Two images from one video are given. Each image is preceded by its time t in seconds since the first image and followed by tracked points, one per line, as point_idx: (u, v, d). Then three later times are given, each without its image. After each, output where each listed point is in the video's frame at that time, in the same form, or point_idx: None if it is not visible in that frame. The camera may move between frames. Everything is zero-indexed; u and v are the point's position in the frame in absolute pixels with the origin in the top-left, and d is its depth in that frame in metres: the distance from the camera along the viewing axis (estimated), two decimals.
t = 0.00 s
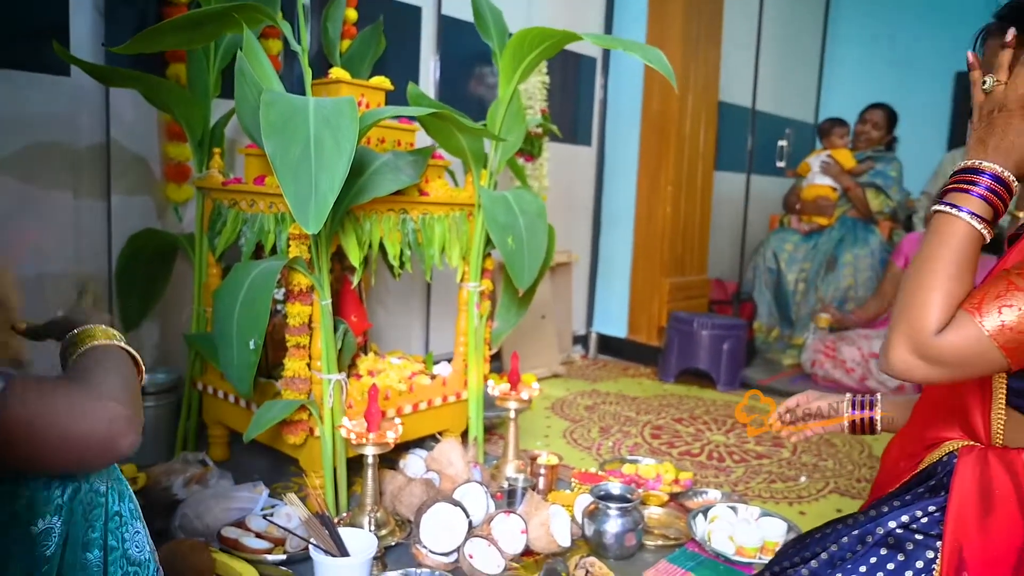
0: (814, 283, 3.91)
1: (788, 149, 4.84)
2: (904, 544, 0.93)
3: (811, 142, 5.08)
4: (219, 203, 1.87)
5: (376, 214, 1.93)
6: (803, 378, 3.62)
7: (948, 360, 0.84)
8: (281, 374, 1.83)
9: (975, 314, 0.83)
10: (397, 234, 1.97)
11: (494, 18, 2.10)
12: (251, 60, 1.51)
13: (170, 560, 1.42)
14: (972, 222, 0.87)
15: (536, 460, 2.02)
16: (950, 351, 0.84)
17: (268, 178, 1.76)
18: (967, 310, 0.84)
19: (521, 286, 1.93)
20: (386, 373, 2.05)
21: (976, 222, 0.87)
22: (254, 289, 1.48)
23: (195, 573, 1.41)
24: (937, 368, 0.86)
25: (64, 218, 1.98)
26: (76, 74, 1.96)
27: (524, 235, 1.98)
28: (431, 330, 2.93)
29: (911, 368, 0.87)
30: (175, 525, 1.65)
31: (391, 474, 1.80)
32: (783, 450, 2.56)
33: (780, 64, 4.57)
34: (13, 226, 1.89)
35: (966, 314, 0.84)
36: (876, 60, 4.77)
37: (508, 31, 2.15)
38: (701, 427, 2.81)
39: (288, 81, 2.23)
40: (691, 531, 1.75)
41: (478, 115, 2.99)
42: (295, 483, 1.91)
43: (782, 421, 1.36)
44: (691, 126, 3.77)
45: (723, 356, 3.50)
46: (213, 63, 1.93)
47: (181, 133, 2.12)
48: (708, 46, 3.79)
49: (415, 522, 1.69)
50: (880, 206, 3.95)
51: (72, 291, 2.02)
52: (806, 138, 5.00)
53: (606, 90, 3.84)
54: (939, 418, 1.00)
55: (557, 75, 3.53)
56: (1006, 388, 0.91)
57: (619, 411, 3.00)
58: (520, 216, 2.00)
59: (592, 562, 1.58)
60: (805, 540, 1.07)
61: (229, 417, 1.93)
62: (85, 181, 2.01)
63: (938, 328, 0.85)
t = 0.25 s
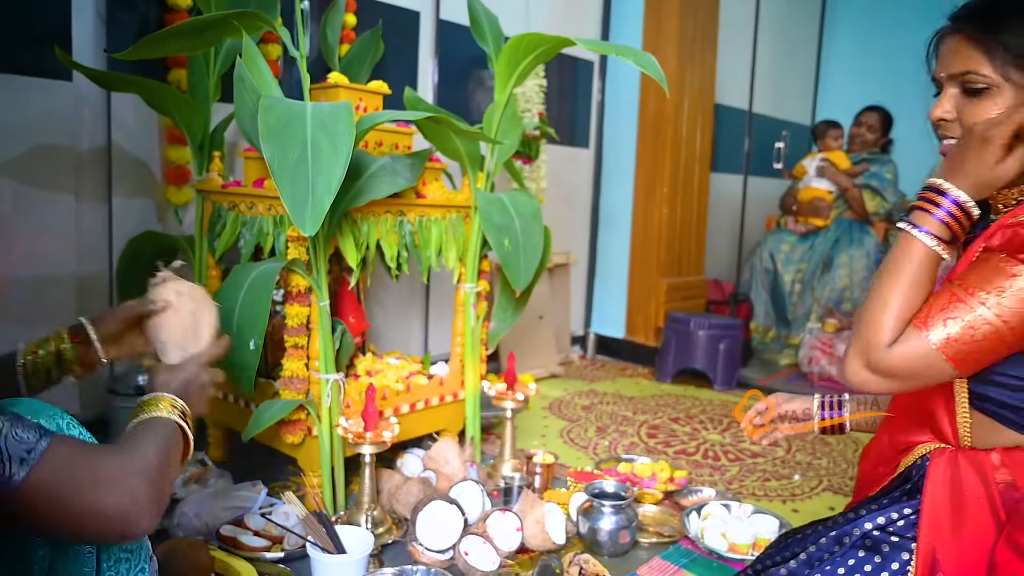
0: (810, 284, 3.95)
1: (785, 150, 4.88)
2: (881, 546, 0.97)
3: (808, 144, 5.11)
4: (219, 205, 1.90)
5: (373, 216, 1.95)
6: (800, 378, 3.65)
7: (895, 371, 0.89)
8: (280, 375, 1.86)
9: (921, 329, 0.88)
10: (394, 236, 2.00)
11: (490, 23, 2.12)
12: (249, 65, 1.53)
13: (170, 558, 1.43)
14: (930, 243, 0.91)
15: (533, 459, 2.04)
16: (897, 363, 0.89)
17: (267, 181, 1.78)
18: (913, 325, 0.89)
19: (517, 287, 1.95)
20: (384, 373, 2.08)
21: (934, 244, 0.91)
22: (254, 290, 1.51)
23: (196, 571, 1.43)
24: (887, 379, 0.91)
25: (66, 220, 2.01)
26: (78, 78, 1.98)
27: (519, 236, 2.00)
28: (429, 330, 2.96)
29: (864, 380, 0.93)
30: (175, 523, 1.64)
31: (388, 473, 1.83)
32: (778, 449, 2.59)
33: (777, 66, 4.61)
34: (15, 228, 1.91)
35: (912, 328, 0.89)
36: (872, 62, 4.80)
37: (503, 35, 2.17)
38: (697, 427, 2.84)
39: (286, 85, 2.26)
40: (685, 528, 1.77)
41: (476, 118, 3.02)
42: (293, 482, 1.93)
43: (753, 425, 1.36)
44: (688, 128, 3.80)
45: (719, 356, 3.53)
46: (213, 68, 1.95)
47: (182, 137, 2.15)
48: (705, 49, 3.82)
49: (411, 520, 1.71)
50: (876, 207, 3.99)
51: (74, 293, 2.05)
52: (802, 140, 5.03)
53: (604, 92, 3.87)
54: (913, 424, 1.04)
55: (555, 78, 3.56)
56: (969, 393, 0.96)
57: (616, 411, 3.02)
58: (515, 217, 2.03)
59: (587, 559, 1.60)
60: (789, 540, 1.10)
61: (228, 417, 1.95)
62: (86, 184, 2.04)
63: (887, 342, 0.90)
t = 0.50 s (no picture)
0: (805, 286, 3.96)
1: (781, 154, 4.91)
2: (853, 550, 1.05)
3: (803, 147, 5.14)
4: (216, 210, 1.92)
5: (369, 220, 1.97)
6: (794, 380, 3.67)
7: (826, 378, 1.00)
8: (276, 378, 1.88)
9: (840, 336, 0.99)
10: (389, 241, 2.02)
11: (484, 29, 2.14)
12: (245, 73, 1.55)
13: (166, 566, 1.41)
14: (820, 253, 1.05)
15: (527, 461, 2.06)
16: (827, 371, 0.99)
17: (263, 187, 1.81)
18: (836, 334, 1.00)
19: (510, 290, 1.97)
20: (380, 376, 2.09)
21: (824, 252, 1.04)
22: (249, 294, 1.53)
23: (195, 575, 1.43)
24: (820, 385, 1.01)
25: (64, 225, 2.03)
26: (76, 85, 2.01)
27: (513, 240, 2.03)
28: (426, 334, 2.98)
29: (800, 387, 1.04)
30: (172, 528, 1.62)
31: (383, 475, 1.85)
32: (771, 450, 2.61)
33: (771, 70, 4.64)
34: (13, 233, 1.93)
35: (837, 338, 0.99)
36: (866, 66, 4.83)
37: (497, 41, 2.19)
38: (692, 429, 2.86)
39: (283, 92, 2.28)
40: (677, 528, 1.79)
41: (472, 123, 3.05)
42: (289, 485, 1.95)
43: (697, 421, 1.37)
44: (683, 132, 3.82)
45: (714, 358, 3.56)
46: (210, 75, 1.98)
47: (179, 142, 2.17)
48: (699, 53, 3.85)
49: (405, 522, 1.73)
50: (870, 210, 4.03)
51: (70, 297, 2.07)
52: (797, 143, 5.06)
53: (600, 97, 3.89)
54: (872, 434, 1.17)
55: (551, 84, 3.59)
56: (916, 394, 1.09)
57: (612, 414, 3.04)
58: (509, 222, 2.05)
59: (579, 559, 1.62)
60: (768, 543, 1.18)
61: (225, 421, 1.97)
62: (84, 190, 2.06)
63: (811, 347, 1.01)
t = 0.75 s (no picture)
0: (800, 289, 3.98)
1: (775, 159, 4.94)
2: (832, 557, 1.13)
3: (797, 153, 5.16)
4: (211, 219, 1.93)
5: (363, 228, 1.99)
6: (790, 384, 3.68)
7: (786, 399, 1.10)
8: (272, 386, 1.89)
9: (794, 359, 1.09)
10: (384, 248, 2.03)
11: (476, 38, 2.16)
12: (239, 83, 1.56)
13: None
14: (770, 289, 1.22)
15: (524, 466, 2.07)
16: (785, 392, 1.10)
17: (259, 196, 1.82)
18: (790, 357, 1.10)
19: (505, 296, 1.99)
20: (376, 383, 2.10)
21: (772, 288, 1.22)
22: (244, 303, 1.54)
23: None
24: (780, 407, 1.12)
25: (59, 236, 2.04)
26: (71, 97, 2.02)
27: (506, 246, 2.04)
28: (423, 341, 2.99)
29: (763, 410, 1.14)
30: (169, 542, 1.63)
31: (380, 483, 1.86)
32: (767, 453, 2.61)
33: (764, 75, 4.66)
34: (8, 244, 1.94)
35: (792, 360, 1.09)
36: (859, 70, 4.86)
37: (490, 50, 2.21)
38: (688, 432, 2.87)
39: (278, 102, 2.30)
40: (672, 531, 1.80)
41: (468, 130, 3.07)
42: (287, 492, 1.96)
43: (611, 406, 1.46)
44: (676, 137, 3.84)
45: (710, 362, 3.57)
46: (204, 85, 1.99)
47: (174, 153, 2.18)
48: (692, 59, 3.87)
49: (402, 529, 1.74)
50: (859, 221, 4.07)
51: (66, 307, 2.08)
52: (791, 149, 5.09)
53: (594, 104, 3.92)
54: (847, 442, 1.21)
55: (545, 91, 3.61)
56: (874, 406, 1.14)
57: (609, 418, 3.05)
58: (503, 228, 2.06)
59: (575, 563, 1.62)
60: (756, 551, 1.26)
61: (221, 429, 1.98)
62: (79, 201, 2.07)
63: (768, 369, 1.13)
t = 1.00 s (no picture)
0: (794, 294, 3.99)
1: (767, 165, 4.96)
2: (814, 564, 1.12)
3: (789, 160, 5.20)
4: (205, 230, 1.93)
5: (357, 238, 1.99)
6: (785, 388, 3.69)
7: (845, 479, 0.99)
8: (267, 397, 1.89)
9: (825, 431, 0.99)
10: (378, 257, 2.04)
11: (469, 48, 2.17)
12: (231, 96, 1.58)
13: None
14: (752, 384, 1.12)
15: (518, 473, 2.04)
16: (839, 469, 0.99)
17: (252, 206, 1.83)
18: (821, 431, 1.00)
19: (500, 303, 1.99)
20: (371, 393, 2.10)
21: (754, 382, 1.12)
22: (238, 313, 1.54)
23: None
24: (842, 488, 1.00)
25: (52, 248, 2.04)
26: (64, 109, 2.03)
27: (500, 254, 2.04)
28: (419, 349, 2.99)
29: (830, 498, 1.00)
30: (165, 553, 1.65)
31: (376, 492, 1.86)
32: (763, 457, 2.62)
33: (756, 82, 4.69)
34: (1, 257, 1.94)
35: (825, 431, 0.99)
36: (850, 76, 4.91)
37: (482, 59, 2.22)
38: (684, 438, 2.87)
39: (271, 113, 2.31)
40: (668, 537, 1.80)
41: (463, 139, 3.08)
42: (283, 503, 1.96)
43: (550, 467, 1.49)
44: (669, 144, 3.86)
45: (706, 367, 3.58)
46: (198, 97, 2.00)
47: (167, 164, 2.18)
48: (684, 67, 3.90)
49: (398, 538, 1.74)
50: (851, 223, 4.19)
51: (60, 319, 2.07)
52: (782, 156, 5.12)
53: (587, 113, 3.94)
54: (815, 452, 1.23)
55: (539, 100, 3.62)
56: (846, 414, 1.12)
57: (605, 425, 3.05)
58: (496, 236, 2.07)
59: (571, 568, 1.63)
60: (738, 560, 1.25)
61: (216, 440, 1.97)
62: (72, 213, 2.07)
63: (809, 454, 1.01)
